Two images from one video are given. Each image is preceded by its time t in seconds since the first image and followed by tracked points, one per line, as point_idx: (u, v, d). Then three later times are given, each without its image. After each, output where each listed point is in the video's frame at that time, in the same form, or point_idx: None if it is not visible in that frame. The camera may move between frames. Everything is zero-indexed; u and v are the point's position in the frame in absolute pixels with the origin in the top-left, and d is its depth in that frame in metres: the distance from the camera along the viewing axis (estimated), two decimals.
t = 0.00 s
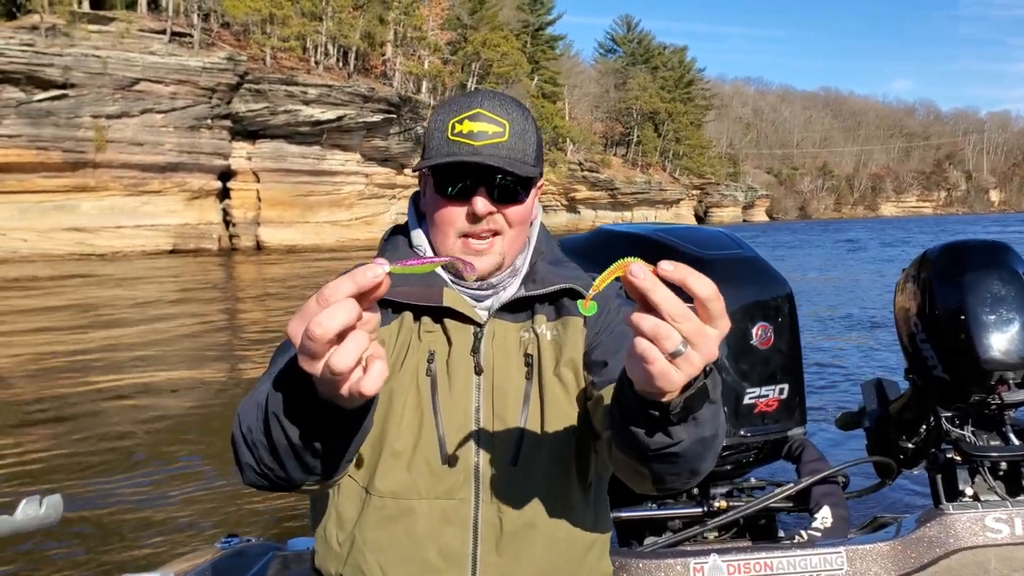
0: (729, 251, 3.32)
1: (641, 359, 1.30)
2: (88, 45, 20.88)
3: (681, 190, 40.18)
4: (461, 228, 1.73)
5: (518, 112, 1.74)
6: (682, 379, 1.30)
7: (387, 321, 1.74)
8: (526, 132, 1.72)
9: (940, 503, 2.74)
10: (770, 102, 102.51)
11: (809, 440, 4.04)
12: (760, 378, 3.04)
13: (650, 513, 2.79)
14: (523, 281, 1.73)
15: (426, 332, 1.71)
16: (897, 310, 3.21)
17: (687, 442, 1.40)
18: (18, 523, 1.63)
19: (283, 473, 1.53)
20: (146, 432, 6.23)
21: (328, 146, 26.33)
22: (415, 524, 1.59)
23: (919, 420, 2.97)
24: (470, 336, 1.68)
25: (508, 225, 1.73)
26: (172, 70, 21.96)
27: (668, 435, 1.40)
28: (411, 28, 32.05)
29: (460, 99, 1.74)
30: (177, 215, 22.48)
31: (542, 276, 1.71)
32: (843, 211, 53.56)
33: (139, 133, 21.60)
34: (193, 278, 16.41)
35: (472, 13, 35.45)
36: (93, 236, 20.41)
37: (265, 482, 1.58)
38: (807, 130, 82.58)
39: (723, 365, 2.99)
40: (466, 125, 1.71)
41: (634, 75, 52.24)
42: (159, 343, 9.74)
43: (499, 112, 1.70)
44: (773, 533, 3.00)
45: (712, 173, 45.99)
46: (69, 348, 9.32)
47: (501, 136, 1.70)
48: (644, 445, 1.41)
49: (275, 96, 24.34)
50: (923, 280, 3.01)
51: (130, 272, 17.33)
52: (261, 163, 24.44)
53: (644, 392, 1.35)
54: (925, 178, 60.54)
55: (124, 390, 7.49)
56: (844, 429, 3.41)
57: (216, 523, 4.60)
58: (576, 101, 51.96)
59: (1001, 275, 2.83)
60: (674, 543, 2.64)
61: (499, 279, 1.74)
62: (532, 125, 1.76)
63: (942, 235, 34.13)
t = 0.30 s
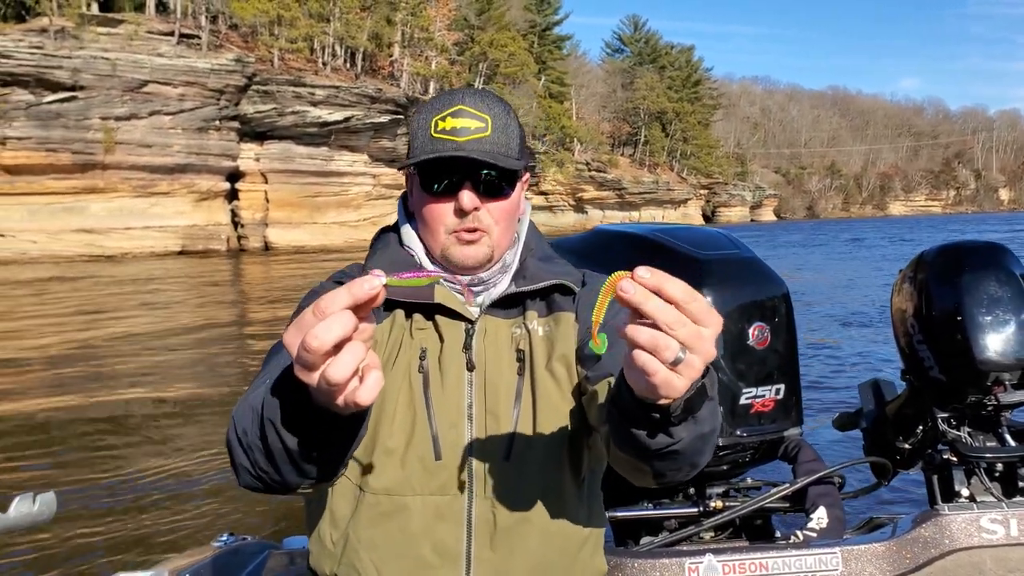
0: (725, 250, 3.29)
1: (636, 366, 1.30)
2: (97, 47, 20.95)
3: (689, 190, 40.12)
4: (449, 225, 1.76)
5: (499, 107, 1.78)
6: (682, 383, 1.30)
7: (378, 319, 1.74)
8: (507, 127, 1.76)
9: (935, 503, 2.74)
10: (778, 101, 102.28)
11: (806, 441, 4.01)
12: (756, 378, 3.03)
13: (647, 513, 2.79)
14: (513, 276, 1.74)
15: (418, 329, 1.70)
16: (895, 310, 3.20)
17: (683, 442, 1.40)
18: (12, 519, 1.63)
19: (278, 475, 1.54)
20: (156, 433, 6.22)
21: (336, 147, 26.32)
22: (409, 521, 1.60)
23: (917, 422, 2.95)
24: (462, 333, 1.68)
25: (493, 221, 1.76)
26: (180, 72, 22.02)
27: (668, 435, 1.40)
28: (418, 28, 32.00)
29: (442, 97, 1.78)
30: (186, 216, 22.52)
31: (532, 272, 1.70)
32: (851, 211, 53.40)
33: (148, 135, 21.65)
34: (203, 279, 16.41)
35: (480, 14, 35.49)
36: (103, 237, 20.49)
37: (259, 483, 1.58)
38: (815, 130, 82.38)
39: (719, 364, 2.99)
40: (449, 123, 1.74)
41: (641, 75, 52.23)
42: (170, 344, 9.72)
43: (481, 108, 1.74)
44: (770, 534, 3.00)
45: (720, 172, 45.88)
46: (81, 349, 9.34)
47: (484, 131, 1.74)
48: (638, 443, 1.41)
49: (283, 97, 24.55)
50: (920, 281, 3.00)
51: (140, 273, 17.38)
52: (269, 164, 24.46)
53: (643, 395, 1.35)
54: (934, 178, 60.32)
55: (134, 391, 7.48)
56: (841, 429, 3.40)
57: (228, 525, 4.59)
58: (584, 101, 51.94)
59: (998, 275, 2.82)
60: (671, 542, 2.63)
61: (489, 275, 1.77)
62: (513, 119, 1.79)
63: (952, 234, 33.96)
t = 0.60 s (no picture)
0: (726, 251, 3.27)
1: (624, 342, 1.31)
2: (107, 48, 21.10)
3: (697, 190, 40.06)
4: (430, 222, 1.77)
5: (474, 106, 1.79)
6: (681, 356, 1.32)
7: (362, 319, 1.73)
8: (482, 124, 1.78)
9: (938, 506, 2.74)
10: (786, 101, 102.03)
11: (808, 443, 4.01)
12: (758, 380, 2.99)
13: (649, 515, 2.77)
14: (497, 273, 1.75)
15: (404, 327, 1.69)
16: (894, 312, 3.19)
17: (684, 408, 1.40)
18: (13, 521, 1.77)
19: (271, 489, 1.54)
20: (164, 433, 6.25)
21: (345, 147, 26.28)
22: (402, 514, 1.61)
23: (918, 423, 2.94)
24: (448, 329, 1.68)
25: (475, 216, 1.77)
26: (190, 73, 22.14)
27: (674, 401, 1.39)
28: (426, 29, 31.95)
29: (417, 101, 1.80)
30: (195, 217, 22.64)
31: (515, 267, 1.71)
32: (860, 211, 53.18)
33: (158, 136, 21.72)
34: (212, 280, 16.47)
35: (488, 15, 35.60)
36: (112, 238, 20.65)
37: (253, 495, 1.58)
38: (824, 130, 82.12)
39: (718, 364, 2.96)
40: (426, 122, 1.76)
41: (649, 76, 52.16)
42: (180, 344, 9.77)
43: (455, 106, 1.76)
44: (771, 536, 2.99)
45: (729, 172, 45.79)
46: (92, 349, 9.42)
47: (460, 128, 1.75)
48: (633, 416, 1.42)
49: (291, 99, 24.58)
50: (921, 282, 2.99)
51: (150, 273, 17.48)
52: (277, 165, 24.52)
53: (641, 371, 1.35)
54: (944, 178, 59.98)
55: (145, 391, 7.51)
56: (843, 431, 3.39)
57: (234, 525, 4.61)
58: (592, 101, 51.89)
59: (1000, 277, 2.81)
60: (672, 545, 2.62)
61: (474, 271, 1.78)
62: (487, 116, 1.82)
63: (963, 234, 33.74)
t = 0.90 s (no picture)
0: (730, 256, 3.20)
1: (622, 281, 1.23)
2: (118, 49, 21.21)
3: (707, 191, 39.94)
4: (409, 224, 1.76)
5: (447, 108, 1.77)
6: (698, 263, 1.24)
7: (339, 331, 1.74)
8: (457, 124, 1.76)
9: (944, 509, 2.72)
10: (796, 101, 101.71)
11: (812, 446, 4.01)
12: (763, 384, 2.92)
13: (653, 519, 2.73)
14: (476, 272, 1.73)
15: (382, 334, 1.70)
16: (900, 315, 3.18)
17: (699, 314, 1.30)
18: (21, 523, 2.31)
19: None
20: (174, 432, 6.29)
21: (355, 148, 25.88)
22: (395, 518, 1.63)
23: (924, 427, 2.93)
24: (430, 333, 1.68)
25: (454, 218, 1.75)
26: (200, 74, 22.21)
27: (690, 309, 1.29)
28: (436, 30, 31.74)
29: (393, 106, 1.79)
30: (205, 217, 22.74)
31: (491, 262, 1.71)
32: (870, 212, 52.94)
33: (168, 136, 21.76)
34: (222, 279, 16.57)
35: (497, 15, 35.67)
36: (122, 238, 20.85)
37: None
38: (834, 130, 81.78)
39: (721, 369, 2.88)
40: (401, 126, 1.74)
41: (659, 76, 52.07)
42: (191, 343, 9.84)
43: (431, 110, 1.74)
44: (776, 539, 2.98)
45: (738, 173, 45.65)
46: (103, 348, 9.48)
47: (435, 130, 1.73)
48: (637, 352, 1.32)
49: (301, 99, 24.53)
50: (926, 285, 2.98)
51: (160, 273, 17.58)
52: (287, 165, 24.53)
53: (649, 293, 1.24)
54: (955, 179, 59.61)
55: (156, 390, 7.56)
56: (849, 435, 3.41)
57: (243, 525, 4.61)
58: (601, 102, 51.84)
59: (1005, 279, 2.78)
60: (676, 548, 2.62)
61: (452, 272, 1.76)
62: (462, 117, 1.79)
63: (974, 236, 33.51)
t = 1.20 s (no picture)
0: (738, 255, 3.15)
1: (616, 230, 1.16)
2: (125, 51, 21.30)
3: (712, 190, 39.83)
4: (398, 226, 1.73)
5: (438, 107, 1.75)
6: (700, 173, 1.12)
7: (323, 355, 1.73)
8: (447, 123, 1.73)
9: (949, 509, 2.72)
10: (802, 100, 101.49)
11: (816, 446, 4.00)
12: (768, 383, 2.92)
13: (657, 520, 2.74)
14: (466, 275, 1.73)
15: (366, 346, 1.70)
16: (906, 315, 3.16)
17: (682, 247, 1.25)
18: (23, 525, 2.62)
19: None
20: (180, 434, 6.27)
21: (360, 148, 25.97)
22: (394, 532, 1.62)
23: (929, 426, 2.92)
24: (419, 343, 1.67)
25: (444, 220, 1.72)
26: (206, 74, 22.24)
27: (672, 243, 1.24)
28: (441, 30, 31.56)
29: (382, 106, 1.77)
30: (211, 218, 22.72)
31: (474, 263, 1.72)
32: (876, 211, 52.78)
33: (174, 137, 21.76)
34: (228, 280, 16.59)
35: (502, 15, 35.69)
36: (129, 239, 20.91)
37: None
38: (840, 129, 81.56)
39: (725, 369, 2.88)
40: (388, 126, 1.72)
41: (664, 76, 52.02)
42: (196, 345, 9.83)
43: (421, 110, 1.72)
44: (781, 539, 2.97)
45: (744, 172, 45.56)
46: (111, 349, 9.50)
47: (424, 130, 1.70)
48: (623, 303, 1.28)
49: (307, 99, 24.64)
50: (932, 284, 2.96)
51: (167, 274, 17.62)
52: (293, 166, 24.53)
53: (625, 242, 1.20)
54: (961, 178, 59.40)
55: (163, 391, 7.53)
56: (852, 434, 3.41)
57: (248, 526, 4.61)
58: (606, 102, 51.76)
59: (1011, 279, 2.76)
60: (681, 549, 2.60)
61: (444, 278, 1.74)
62: (453, 116, 1.77)
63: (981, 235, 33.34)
